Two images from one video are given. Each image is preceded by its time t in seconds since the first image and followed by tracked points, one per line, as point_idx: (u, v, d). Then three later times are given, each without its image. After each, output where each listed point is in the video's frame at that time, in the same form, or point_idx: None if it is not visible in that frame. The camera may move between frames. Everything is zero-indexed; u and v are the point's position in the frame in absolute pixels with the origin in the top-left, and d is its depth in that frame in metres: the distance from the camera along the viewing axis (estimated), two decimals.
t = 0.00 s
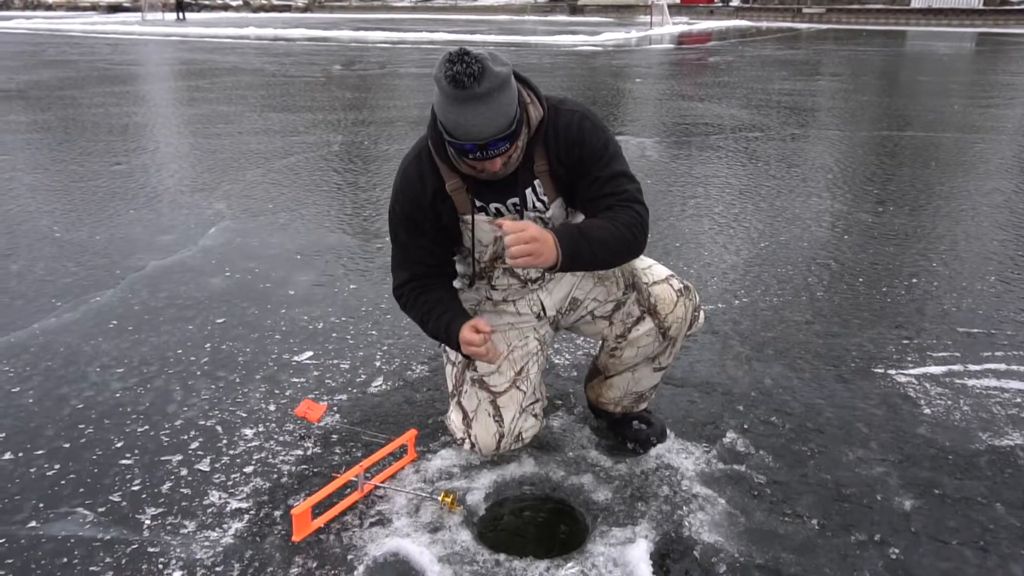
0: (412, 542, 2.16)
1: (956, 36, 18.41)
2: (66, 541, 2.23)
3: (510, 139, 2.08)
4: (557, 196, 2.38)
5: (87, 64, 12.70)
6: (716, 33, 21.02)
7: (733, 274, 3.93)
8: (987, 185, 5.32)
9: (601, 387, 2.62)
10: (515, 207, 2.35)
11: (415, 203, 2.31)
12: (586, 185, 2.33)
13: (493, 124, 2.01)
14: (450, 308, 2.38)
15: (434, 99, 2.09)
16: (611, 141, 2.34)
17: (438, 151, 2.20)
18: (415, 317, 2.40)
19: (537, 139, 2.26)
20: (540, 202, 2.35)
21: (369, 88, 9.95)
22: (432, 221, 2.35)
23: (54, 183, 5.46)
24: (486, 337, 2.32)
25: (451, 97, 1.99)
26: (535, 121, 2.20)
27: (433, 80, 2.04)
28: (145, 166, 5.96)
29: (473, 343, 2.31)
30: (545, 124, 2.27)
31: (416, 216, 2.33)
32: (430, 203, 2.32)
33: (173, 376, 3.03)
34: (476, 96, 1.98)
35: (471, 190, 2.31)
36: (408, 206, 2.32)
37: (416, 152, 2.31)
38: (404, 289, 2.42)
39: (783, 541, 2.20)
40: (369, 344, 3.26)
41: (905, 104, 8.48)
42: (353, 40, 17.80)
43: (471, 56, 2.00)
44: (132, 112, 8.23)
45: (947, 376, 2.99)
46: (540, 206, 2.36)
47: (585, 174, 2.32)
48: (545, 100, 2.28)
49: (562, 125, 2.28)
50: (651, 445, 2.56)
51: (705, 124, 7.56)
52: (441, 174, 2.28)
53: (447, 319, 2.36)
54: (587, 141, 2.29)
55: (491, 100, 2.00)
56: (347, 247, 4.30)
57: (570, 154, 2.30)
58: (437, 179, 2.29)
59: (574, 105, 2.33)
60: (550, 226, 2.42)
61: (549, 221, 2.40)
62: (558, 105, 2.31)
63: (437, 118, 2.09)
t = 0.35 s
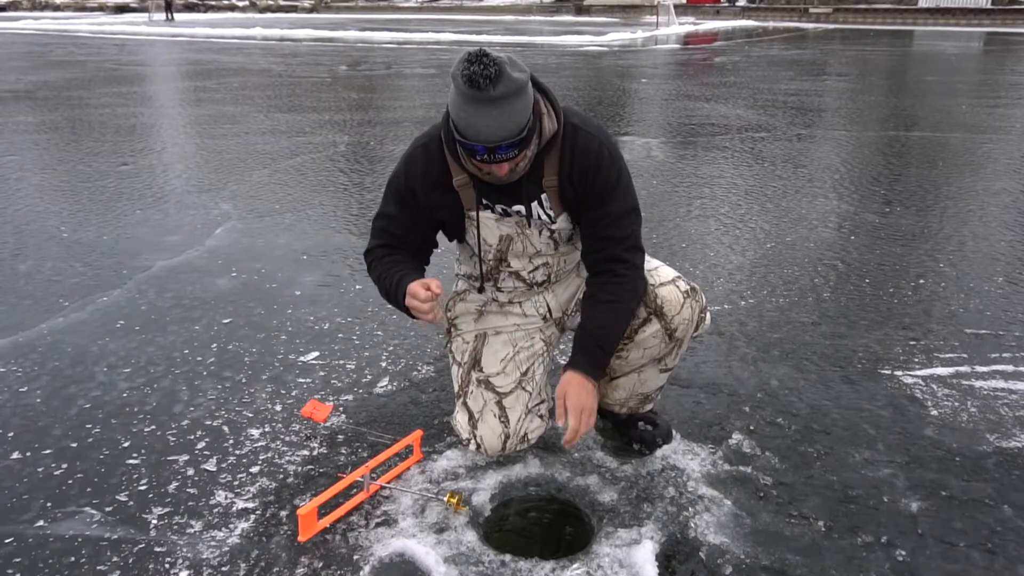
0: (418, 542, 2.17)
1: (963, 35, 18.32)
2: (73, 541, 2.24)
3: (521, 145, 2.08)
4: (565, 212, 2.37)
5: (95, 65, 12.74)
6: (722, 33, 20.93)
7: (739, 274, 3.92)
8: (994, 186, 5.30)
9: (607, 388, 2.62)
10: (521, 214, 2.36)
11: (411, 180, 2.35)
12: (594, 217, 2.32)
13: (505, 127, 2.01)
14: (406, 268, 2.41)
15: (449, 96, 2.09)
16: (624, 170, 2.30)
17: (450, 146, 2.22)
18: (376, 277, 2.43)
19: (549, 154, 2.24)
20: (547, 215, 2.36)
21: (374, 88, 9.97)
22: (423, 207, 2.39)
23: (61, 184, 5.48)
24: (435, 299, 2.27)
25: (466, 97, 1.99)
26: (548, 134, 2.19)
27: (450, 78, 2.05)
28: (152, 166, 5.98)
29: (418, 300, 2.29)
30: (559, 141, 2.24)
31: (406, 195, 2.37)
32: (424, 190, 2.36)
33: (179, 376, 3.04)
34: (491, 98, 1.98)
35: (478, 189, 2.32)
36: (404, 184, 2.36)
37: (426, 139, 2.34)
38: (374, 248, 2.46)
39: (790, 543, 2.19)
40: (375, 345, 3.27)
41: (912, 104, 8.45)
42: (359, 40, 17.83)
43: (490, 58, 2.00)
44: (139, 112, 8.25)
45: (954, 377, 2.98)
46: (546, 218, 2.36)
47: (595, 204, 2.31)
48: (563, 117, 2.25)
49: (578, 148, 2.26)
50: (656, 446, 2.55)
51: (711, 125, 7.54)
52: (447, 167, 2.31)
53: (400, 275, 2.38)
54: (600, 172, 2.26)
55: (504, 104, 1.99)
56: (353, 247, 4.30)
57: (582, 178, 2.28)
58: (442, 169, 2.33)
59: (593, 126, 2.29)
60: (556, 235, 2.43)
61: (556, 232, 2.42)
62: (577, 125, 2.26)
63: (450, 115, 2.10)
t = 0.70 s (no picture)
0: (420, 543, 2.17)
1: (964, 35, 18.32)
2: (76, 542, 2.24)
3: (519, 151, 2.06)
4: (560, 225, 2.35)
5: (97, 67, 12.77)
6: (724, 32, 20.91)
7: (741, 275, 3.92)
8: (996, 186, 5.29)
9: (609, 388, 2.61)
10: (518, 220, 2.36)
11: (407, 167, 2.35)
12: (581, 234, 2.28)
13: (504, 133, 2.00)
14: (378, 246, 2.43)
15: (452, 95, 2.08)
16: (621, 194, 2.25)
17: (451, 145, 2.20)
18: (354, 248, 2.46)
19: (549, 166, 2.19)
20: (544, 226, 2.35)
21: (376, 89, 9.99)
22: (416, 199, 2.39)
23: (63, 185, 5.49)
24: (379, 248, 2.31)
25: (467, 97, 1.98)
26: (549, 147, 2.13)
27: (453, 78, 2.04)
28: (154, 168, 5.98)
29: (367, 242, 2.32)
30: (560, 156, 2.18)
31: (401, 185, 2.38)
32: (419, 183, 2.36)
33: (182, 378, 3.05)
34: (491, 102, 1.97)
35: (478, 191, 2.31)
36: (401, 170, 2.37)
37: (432, 132, 2.32)
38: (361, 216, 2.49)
39: (792, 543, 2.19)
40: (377, 346, 3.27)
41: (914, 104, 8.45)
42: (359, 42, 17.85)
43: (494, 61, 1.99)
44: (140, 114, 8.27)
45: (956, 377, 2.98)
46: (542, 229, 2.36)
47: (585, 222, 2.26)
48: (568, 132, 2.18)
49: (578, 166, 2.20)
50: (659, 446, 2.56)
51: (713, 125, 7.54)
52: (450, 166, 2.30)
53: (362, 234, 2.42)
54: (596, 192, 2.21)
55: (505, 109, 1.98)
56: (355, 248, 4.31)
57: (578, 197, 2.23)
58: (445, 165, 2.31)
59: (597, 144, 2.23)
60: (554, 243, 2.42)
61: (554, 242, 2.41)
62: (581, 141, 2.20)
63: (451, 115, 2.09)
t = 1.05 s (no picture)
0: (420, 543, 2.17)
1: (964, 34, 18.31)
2: (77, 542, 2.24)
3: (510, 149, 2.07)
4: (563, 216, 2.35)
5: (97, 67, 12.76)
6: (724, 31, 20.90)
7: (740, 274, 3.92)
8: (996, 185, 5.29)
9: (609, 388, 2.61)
10: (518, 218, 2.36)
11: (405, 183, 2.37)
12: (589, 220, 2.29)
13: (492, 132, 2.01)
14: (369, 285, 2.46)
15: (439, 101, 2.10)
16: (622, 176, 2.27)
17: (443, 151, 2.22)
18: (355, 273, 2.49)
19: (544, 160, 2.21)
20: (545, 220, 2.35)
21: (375, 89, 9.99)
22: (416, 212, 2.41)
23: (63, 186, 5.49)
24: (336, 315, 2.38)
25: (453, 101, 2.00)
26: (542, 141, 2.17)
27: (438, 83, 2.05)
28: (154, 168, 5.98)
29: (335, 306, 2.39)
30: (555, 147, 2.21)
31: (400, 199, 2.40)
32: (419, 195, 2.38)
33: (182, 378, 3.05)
34: (477, 102, 1.98)
35: (476, 194, 2.33)
36: (400, 185, 2.38)
37: (426, 142, 2.34)
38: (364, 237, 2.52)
39: (792, 543, 2.19)
40: (377, 346, 3.27)
41: (914, 103, 8.44)
42: (359, 42, 17.85)
43: (476, 61, 2.00)
44: (140, 114, 8.27)
45: (957, 376, 2.98)
46: (544, 223, 2.36)
47: (590, 209, 2.27)
48: (558, 123, 2.22)
49: (572, 153, 2.22)
50: (659, 446, 2.56)
51: (712, 124, 7.54)
52: (445, 173, 2.32)
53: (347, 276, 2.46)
54: (597, 176, 2.23)
55: (491, 108, 1.99)
56: (355, 248, 4.31)
57: (578, 184, 2.25)
58: (440, 175, 2.34)
59: (590, 131, 2.26)
60: (556, 239, 2.43)
61: (555, 236, 2.42)
62: (574, 131, 2.23)
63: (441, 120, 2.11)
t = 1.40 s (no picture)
0: (423, 544, 2.17)
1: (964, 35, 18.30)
2: (79, 543, 2.25)
3: (509, 143, 2.07)
4: (566, 203, 2.36)
5: (99, 69, 12.78)
6: (726, 31, 20.89)
7: (742, 275, 3.92)
8: (998, 185, 5.29)
9: (611, 388, 2.62)
10: (522, 213, 2.35)
11: (417, 201, 2.35)
12: (600, 199, 2.33)
13: (489, 127, 2.01)
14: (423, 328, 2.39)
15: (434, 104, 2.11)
16: (622, 151, 2.32)
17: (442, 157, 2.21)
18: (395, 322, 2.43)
19: (543, 148, 2.24)
20: (547, 210, 2.35)
21: (377, 90, 9.99)
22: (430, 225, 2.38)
23: (65, 187, 5.49)
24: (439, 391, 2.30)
25: (448, 100, 2.01)
26: (538, 129, 2.20)
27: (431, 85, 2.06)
28: (156, 169, 5.98)
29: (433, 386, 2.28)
30: (551, 134, 2.24)
31: (412, 216, 2.37)
32: (429, 207, 2.36)
33: (184, 379, 3.05)
34: (472, 98, 1.99)
35: (478, 195, 2.31)
36: (408, 205, 2.36)
37: (422, 156, 2.34)
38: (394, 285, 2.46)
39: (794, 543, 2.19)
40: (379, 346, 3.27)
41: (915, 103, 8.44)
42: (360, 43, 17.88)
43: (466, 59, 2.02)
44: (142, 115, 8.27)
45: (959, 377, 2.97)
46: (547, 213, 2.36)
47: (597, 187, 2.31)
48: (551, 110, 2.26)
49: (569, 136, 2.27)
50: (661, 446, 2.56)
51: (714, 125, 7.54)
52: (445, 179, 2.30)
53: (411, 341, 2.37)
54: (597, 152, 2.28)
55: (486, 103, 2.00)
56: (356, 249, 4.31)
57: (580, 165, 2.29)
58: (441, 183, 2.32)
59: (583, 114, 2.31)
60: (558, 232, 2.44)
61: (557, 227, 2.42)
62: (567, 115, 2.28)
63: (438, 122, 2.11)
